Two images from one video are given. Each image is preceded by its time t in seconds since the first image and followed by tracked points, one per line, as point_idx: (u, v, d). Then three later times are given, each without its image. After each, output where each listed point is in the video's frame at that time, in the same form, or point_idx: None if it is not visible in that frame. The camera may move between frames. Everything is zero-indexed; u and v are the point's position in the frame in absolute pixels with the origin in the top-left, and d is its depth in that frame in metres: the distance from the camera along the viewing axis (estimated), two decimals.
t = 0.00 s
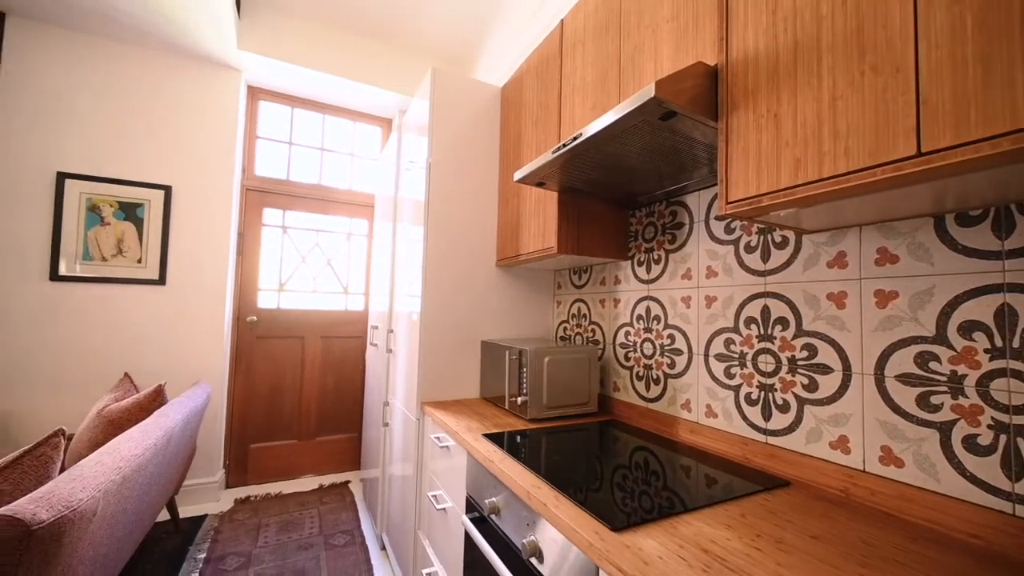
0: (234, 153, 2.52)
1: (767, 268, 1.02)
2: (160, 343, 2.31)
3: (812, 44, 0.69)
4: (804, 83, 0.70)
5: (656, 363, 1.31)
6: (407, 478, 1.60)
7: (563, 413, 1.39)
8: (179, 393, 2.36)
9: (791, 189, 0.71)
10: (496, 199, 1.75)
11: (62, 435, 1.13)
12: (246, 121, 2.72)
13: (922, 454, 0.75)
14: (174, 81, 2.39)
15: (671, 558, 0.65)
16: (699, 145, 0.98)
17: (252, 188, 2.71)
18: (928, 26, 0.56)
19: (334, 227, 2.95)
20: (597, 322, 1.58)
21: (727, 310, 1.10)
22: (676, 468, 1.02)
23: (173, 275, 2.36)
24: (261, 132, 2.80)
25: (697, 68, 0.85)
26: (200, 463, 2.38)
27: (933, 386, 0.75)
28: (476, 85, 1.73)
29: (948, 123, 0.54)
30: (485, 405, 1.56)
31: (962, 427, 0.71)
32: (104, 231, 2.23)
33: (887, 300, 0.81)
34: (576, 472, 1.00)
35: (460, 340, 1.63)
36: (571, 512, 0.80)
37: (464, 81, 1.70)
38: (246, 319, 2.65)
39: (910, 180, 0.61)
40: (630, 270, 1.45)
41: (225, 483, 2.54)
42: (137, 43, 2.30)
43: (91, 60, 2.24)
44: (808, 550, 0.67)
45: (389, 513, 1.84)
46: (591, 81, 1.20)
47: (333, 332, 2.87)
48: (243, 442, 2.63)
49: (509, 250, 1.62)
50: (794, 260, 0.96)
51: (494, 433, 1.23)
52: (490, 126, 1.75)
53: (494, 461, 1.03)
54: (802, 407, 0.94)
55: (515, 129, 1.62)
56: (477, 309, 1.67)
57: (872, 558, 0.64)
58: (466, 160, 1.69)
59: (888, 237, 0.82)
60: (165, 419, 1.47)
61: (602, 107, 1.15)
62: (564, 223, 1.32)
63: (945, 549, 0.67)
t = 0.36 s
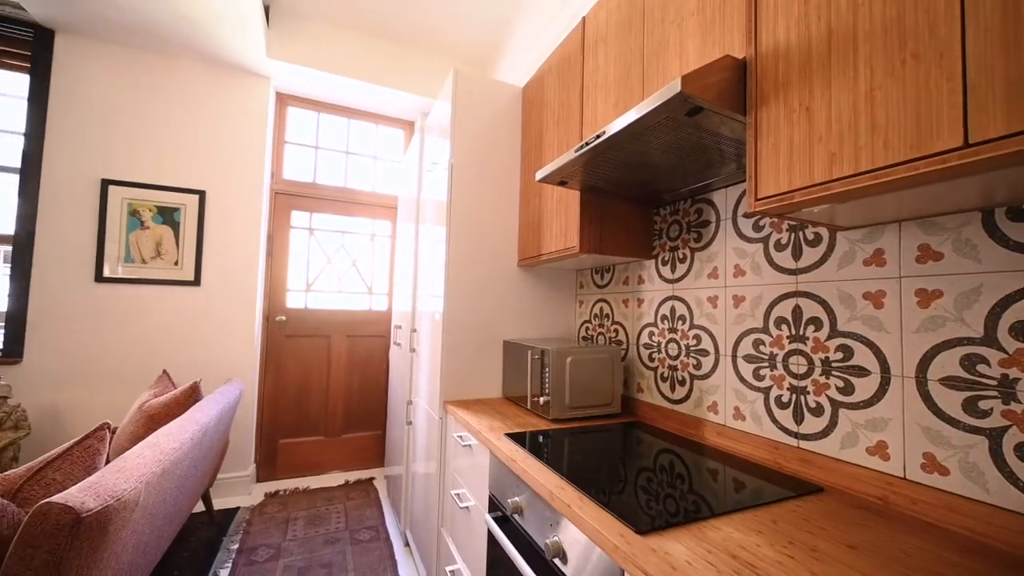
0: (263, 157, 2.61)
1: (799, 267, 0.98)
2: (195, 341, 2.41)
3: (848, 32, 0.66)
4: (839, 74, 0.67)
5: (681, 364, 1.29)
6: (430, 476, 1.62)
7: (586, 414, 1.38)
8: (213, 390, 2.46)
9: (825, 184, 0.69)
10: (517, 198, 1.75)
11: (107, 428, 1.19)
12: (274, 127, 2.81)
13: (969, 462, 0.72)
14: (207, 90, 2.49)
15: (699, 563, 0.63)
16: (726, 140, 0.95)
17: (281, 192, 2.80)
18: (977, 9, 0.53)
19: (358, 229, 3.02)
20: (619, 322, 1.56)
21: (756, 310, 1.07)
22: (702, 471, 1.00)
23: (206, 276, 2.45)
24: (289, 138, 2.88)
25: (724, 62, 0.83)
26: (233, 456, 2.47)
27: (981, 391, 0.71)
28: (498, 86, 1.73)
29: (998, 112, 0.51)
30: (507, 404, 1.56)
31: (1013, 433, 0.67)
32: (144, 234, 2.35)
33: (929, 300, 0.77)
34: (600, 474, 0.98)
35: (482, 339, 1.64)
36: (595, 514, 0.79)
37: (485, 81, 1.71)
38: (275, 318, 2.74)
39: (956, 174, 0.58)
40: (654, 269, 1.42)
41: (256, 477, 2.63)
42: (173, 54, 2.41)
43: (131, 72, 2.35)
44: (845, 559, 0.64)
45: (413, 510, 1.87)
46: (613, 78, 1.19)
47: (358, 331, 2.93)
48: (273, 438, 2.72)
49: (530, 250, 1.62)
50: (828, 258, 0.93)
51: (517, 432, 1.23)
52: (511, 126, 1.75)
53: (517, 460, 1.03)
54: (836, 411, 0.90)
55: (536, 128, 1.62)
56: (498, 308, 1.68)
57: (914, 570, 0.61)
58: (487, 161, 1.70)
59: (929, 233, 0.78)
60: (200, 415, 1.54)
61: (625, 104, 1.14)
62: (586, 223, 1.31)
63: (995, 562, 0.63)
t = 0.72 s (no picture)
0: (290, 162, 2.69)
1: (831, 265, 0.95)
2: (226, 340, 2.50)
3: (885, 20, 0.63)
4: (875, 63, 0.64)
5: (706, 366, 1.26)
6: (452, 474, 1.63)
7: (608, 414, 1.36)
8: (244, 387, 2.54)
9: (860, 178, 0.66)
10: (538, 198, 1.75)
11: (147, 423, 1.25)
12: (301, 132, 2.89)
13: (1019, 470, 0.68)
14: (237, 97, 2.58)
15: (726, 569, 0.62)
16: (754, 135, 0.93)
17: (307, 195, 2.88)
18: None
19: (381, 230, 3.07)
20: (642, 322, 1.54)
21: (786, 310, 1.04)
22: (729, 475, 0.97)
23: (237, 277, 2.54)
24: (315, 142, 2.96)
25: (751, 55, 0.80)
26: (262, 452, 2.56)
27: None
28: (518, 85, 1.74)
29: None
30: (528, 404, 1.56)
31: None
32: (179, 237, 2.45)
33: (975, 299, 0.73)
34: (622, 476, 0.97)
35: (503, 339, 1.65)
36: (619, 516, 0.78)
37: (506, 82, 1.71)
38: (302, 318, 2.81)
39: (1005, 165, 0.54)
40: (678, 268, 1.40)
41: (284, 472, 2.71)
42: (204, 64, 2.50)
43: (166, 81, 2.46)
44: (883, 570, 0.61)
45: (435, 508, 1.89)
46: (636, 75, 1.17)
47: (381, 331, 2.99)
48: (300, 434, 2.80)
49: (551, 249, 1.62)
50: (863, 255, 0.89)
51: (538, 432, 1.23)
52: (531, 125, 1.75)
53: (538, 461, 1.03)
54: (872, 415, 0.86)
55: (557, 127, 1.61)
56: (519, 309, 1.68)
57: None
58: (507, 161, 1.70)
59: (975, 228, 0.74)
60: (232, 411, 1.59)
61: (648, 101, 1.12)
62: (608, 222, 1.30)
63: None
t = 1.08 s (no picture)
0: (315, 165, 2.75)
1: (865, 263, 0.91)
2: (255, 339, 2.58)
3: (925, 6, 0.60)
4: (915, 51, 0.61)
5: (732, 367, 1.24)
6: (473, 473, 1.64)
7: (630, 416, 1.35)
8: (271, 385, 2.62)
9: (898, 172, 0.63)
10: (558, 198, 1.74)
11: (181, 418, 1.30)
12: (325, 136, 2.96)
13: None
14: (263, 104, 2.66)
15: None
16: (783, 130, 0.90)
17: (331, 197, 2.95)
18: None
19: (402, 231, 3.11)
20: (665, 322, 1.51)
21: (817, 310, 1.01)
22: (757, 479, 0.95)
23: (265, 278, 2.62)
24: (338, 145, 3.03)
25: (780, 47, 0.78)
26: (289, 448, 2.63)
27: None
28: (538, 85, 1.73)
29: None
30: (549, 404, 1.56)
31: None
32: (210, 240, 2.54)
33: None
34: (646, 478, 0.96)
35: (523, 339, 1.65)
36: (643, 519, 0.77)
37: (526, 81, 1.71)
38: (327, 318, 2.88)
39: None
40: (702, 267, 1.37)
41: (310, 468, 2.78)
42: (233, 72, 2.59)
43: (197, 90, 2.55)
44: None
45: (456, 507, 1.90)
46: (658, 71, 1.15)
47: (403, 330, 3.03)
48: (325, 431, 2.87)
49: (572, 249, 1.61)
50: (901, 253, 0.85)
51: (559, 433, 1.23)
52: (551, 125, 1.74)
53: (560, 461, 1.02)
54: (910, 419, 0.83)
55: (577, 125, 1.60)
56: (539, 309, 1.68)
57: None
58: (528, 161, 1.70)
59: None
60: (261, 408, 1.64)
61: (672, 97, 1.10)
62: (630, 220, 1.28)
63: None
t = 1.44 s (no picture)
0: (335, 168, 2.81)
1: (897, 261, 0.88)
2: (278, 338, 2.65)
3: None
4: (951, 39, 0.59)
5: (756, 368, 1.21)
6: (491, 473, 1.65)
7: (650, 417, 1.33)
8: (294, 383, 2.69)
9: (935, 166, 0.60)
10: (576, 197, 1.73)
11: (209, 415, 1.35)
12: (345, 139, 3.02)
13: None
14: (285, 108, 2.73)
15: None
16: (809, 124, 0.87)
17: (350, 199, 3.00)
18: None
19: (420, 231, 3.15)
20: (685, 322, 1.49)
21: (845, 310, 0.98)
22: (782, 484, 0.92)
23: (288, 279, 2.69)
24: (358, 148, 3.08)
25: (806, 39, 0.76)
26: (311, 445, 2.69)
27: None
28: (555, 84, 1.73)
29: None
30: (566, 404, 1.56)
31: None
32: (235, 242, 2.62)
33: None
34: (666, 481, 0.94)
35: (541, 339, 1.65)
36: (664, 522, 0.76)
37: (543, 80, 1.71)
38: (347, 318, 2.93)
39: None
40: (723, 266, 1.35)
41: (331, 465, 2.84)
42: (256, 78, 2.66)
43: (223, 96, 2.63)
44: None
45: (474, 506, 1.91)
46: (679, 67, 1.14)
47: (421, 330, 3.06)
48: (346, 429, 2.92)
49: (590, 248, 1.60)
50: (935, 250, 0.82)
51: (577, 434, 1.22)
52: (569, 124, 1.73)
53: (579, 462, 1.02)
54: (947, 424, 0.79)
55: (595, 124, 1.59)
56: (556, 308, 1.67)
57: None
58: (545, 161, 1.69)
59: None
60: (284, 405, 1.68)
61: (692, 93, 1.09)
62: (649, 219, 1.27)
63: None
